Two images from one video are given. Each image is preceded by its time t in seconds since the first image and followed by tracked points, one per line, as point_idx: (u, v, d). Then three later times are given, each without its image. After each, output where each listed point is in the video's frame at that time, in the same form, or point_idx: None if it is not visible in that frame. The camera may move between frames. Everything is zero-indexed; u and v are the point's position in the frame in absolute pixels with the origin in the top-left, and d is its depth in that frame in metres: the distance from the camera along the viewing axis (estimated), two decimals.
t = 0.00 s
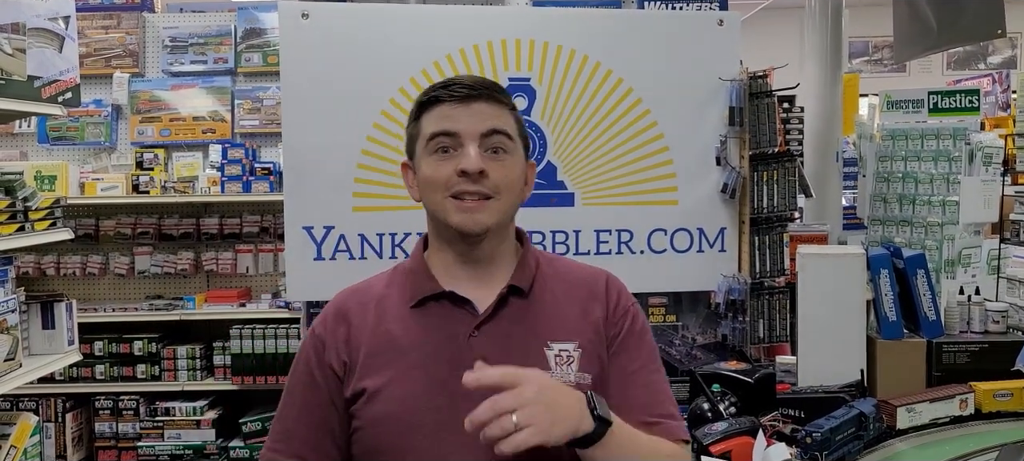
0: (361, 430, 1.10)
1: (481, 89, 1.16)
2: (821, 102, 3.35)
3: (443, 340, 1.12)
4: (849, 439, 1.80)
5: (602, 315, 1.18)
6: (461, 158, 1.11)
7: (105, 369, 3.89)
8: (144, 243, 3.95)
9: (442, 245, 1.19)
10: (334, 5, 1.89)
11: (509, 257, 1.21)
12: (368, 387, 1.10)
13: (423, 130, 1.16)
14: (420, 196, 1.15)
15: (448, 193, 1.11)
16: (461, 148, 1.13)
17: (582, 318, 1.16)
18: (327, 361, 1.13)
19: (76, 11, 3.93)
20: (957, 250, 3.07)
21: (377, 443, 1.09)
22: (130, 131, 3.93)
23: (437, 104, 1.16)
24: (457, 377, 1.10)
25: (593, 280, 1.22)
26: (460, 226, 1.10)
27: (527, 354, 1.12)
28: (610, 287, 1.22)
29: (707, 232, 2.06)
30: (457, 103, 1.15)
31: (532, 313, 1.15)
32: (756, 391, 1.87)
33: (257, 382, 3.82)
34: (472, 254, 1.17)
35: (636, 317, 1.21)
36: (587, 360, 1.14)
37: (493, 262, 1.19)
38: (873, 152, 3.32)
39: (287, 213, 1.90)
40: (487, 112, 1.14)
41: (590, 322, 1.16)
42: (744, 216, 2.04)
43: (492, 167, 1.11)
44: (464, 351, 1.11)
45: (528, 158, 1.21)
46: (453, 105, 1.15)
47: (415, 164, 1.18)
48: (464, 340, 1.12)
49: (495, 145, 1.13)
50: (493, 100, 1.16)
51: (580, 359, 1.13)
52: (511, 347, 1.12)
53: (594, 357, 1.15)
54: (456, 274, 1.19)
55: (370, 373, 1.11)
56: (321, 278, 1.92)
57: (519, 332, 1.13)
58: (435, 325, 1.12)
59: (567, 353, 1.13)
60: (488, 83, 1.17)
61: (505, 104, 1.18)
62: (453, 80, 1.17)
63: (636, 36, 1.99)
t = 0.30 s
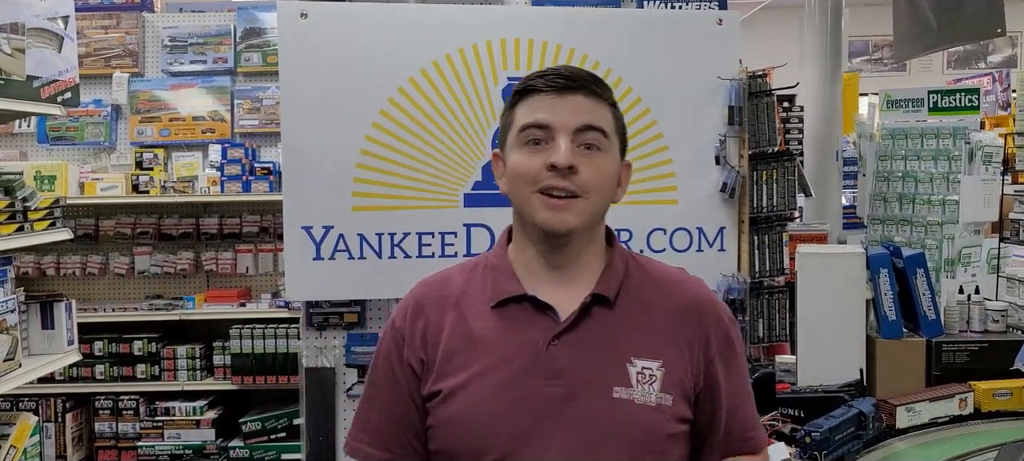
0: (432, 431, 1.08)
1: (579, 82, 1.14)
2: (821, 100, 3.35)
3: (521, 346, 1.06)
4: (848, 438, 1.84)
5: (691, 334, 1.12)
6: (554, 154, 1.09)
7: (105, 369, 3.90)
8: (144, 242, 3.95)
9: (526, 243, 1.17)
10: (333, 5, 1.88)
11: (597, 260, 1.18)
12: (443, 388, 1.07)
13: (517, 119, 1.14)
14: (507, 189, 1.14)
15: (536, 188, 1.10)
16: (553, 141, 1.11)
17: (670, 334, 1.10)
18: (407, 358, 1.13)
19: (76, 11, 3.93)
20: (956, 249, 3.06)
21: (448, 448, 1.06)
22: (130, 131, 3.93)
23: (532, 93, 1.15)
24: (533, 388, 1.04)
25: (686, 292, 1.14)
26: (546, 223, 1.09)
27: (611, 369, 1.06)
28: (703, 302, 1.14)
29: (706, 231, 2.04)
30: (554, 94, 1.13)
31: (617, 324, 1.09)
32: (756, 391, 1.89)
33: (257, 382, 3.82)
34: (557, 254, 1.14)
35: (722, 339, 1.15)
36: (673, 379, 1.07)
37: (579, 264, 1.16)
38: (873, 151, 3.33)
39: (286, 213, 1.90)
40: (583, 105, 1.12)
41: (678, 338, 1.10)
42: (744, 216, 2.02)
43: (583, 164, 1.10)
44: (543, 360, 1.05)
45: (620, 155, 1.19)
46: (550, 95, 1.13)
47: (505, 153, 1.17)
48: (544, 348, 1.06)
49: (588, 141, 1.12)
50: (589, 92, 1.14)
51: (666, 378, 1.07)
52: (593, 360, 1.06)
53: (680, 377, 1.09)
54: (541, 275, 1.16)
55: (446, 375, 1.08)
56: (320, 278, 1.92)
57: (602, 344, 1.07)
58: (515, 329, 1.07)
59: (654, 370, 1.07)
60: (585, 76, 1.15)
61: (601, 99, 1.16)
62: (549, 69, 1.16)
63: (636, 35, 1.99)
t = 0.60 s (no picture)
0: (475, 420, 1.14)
1: (656, 88, 1.13)
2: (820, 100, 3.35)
3: (567, 348, 1.10)
4: (846, 438, 1.86)
5: (743, 358, 1.11)
6: (623, 162, 1.10)
7: (104, 369, 3.90)
8: (142, 243, 3.95)
9: (589, 247, 1.20)
10: (330, 5, 1.88)
11: (659, 269, 1.19)
12: (488, 379, 1.13)
13: (592, 120, 1.15)
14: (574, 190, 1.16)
15: (602, 195, 1.11)
16: (624, 148, 1.12)
17: (719, 355, 1.10)
18: (463, 344, 1.20)
19: (74, 12, 3.93)
20: (955, 249, 3.06)
21: (488, 439, 1.12)
22: (129, 131, 3.93)
23: (607, 95, 1.15)
24: (572, 392, 1.07)
25: (742, 313, 1.14)
26: (609, 231, 1.10)
27: (652, 385, 1.07)
28: (761, 326, 1.12)
29: (705, 231, 2.02)
30: (631, 97, 1.13)
31: (666, 339, 1.10)
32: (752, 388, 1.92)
33: (255, 383, 3.83)
34: (619, 262, 1.16)
35: (782, 368, 1.11)
36: (716, 404, 1.06)
37: (642, 274, 1.17)
38: (872, 151, 3.30)
39: (284, 213, 1.90)
40: (658, 113, 1.12)
41: (726, 358, 1.10)
42: (742, 216, 2.01)
43: (652, 175, 1.10)
44: (585, 366, 1.08)
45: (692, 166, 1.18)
46: (626, 98, 1.13)
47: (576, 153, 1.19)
48: (587, 354, 1.09)
49: (660, 152, 1.12)
50: (667, 99, 1.14)
51: (709, 401, 1.06)
52: (636, 374, 1.07)
53: (726, 403, 1.07)
54: (601, 279, 1.19)
55: (493, 369, 1.14)
56: (319, 279, 1.92)
57: (648, 359, 1.08)
58: (566, 330, 1.12)
59: (697, 392, 1.06)
60: (665, 83, 1.14)
61: (678, 107, 1.15)
62: (628, 72, 1.15)
63: (633, 35, 1.97)
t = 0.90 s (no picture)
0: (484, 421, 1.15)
1: (659, 87, 1.12)
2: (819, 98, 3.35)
3: (572, 350, 1.10)
4: (843, 437, 1.86)
5: (748, 356, 1.11)
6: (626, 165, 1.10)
7: (103, 369, 3.90)
8: (141, 242, 3.95)
9: (594, 249, 1.21)
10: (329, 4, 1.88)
11: (665, 269, 1.19)
12: (495, 382, 1.14)
13: (595, 120, 1.15)
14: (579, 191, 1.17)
15: (605, 197, 1.11)
16: (627, 149, 1.12)
17: (724, 355, 1.09)
18: (470, 346, 1.21)
19: (73, 11, 3.93)
20: (954, 248, 3.03)
21: (496, 439, 1.13)
22: (128, 131, 3.93)
23: (609, 95, 1.15)
24: (577, 394, 1.08)
25: (746, 311, 1.14)
26: (612, 233, 1.11)
27: (656, 386, 1.07)
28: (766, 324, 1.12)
29: (703, 230, 1.99)
30: (633, 97, 1.12)
31: (671, 340, 1.10)
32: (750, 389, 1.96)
33: (254, 382, 3.83)
34: (624, 264, 1.16)
35: (788, 367, 1.11)
36: (721, 403, 1.07)
37: (647, 274, 1.17)
38: (872, 150, 3.37)
39: (283, 212, 1.90)
40: (661, 113, 1.12)
41: (729, 357, 1.10)
42: (740, 215, 2.00)
43: (655, 176, 1.10)
44: (590, 367, 1.08)
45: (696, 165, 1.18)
46: (629, 97, 1.13)
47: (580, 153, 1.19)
48: (592, 355, 1.09)
49: (663, 152, 1.12)
50: (670, 98, 1.13)
51: (714, 401, 1.06)
52: (640, 375, 1.07)
53: (731, 402, 1.07)
54: (604, 279, 1.20)
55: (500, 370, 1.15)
56: (318, 278, 1.91)
57: (653, 359, 1.08)
58: (570, 332, 1.12)
59: (702, 392, 1.07)
60: (668, 81, 1.14)
61: (681, 104, 1.14)
62: (631, 71, 1.15)
63: (633, 34, 1.97)
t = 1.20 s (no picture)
0: (472, 426, 1.10)
1: (590, 82, 1.12)
2: (819, 97, 3.36)
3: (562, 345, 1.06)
4: (842, 435, 1.86)
5: (741, 340, 1.08)
6: (591, 164, 1.07)
7: (104, 368, 3.90)
8: (142, 242, 3.96)
9: (571, 253, 1.16)
10: (329, 4, 1.88)
11: (643, 262, 1.16)
12: (483, 386, 1.09)
13: (539, 139, 1.13)
14: (551, 209, 1.13)
15: (586, 200, 1.07)
16: (587, 151, 1.09)
17: (716, 341, 1.07)
18: (449, 355, 1.15)
19: (74, 11, 3.93)
20: (954, 246, 3.02)
21: (488, 444, 1.07)
22: (128, 130, 3.93)
23: (549, 109, 1.13)
24: (572, 389, 1.03)
25: (731, 294, 1.12)
26: (604, 232, 1.06)
27: (650, 375, 1.03)
28: (753, 306, 1.10)
29: (702, 230, 2.02)
30: (572, 102, 1.11)
31: (661, 328, 1.07)
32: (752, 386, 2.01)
33: (255, 381, 3.83)
34: (608, 261, 1.13)
35: (778, 348, 1.10)
36: (716, 388, 1.04)
37: (627, 268, 1.14)
38: (872, 149, 3.38)
39: (283, 212, 1.90)
40: (603, 108, 1.11)
41: (722, 342, 1.07)
42: (739, 214, 2.02)
43: (623, 166, 1.08)
44: (583, 361, 1.04)
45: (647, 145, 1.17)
46: (568, 104, 1.11)
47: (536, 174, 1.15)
48: (584, 349, 1.05)
49: (619, 141, 1.10)
50: (605, 91, 1.13)
51: (709, 386, 1.03)
52: (633, 364, 1.04)
53: (726, 386, 1.05)
54: (583, 278, 1.15)
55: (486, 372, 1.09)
56: (318, 278, 1.92)
57: (645, 349, 1.05)
58: (557, 329, 1.08)
59: (696, 377, 1.04)
60: (597, 75, 1.14)
61: (616, 95, 1.14)
62: (558, 80, 1.14)
63: (633, 34, 1.97)
